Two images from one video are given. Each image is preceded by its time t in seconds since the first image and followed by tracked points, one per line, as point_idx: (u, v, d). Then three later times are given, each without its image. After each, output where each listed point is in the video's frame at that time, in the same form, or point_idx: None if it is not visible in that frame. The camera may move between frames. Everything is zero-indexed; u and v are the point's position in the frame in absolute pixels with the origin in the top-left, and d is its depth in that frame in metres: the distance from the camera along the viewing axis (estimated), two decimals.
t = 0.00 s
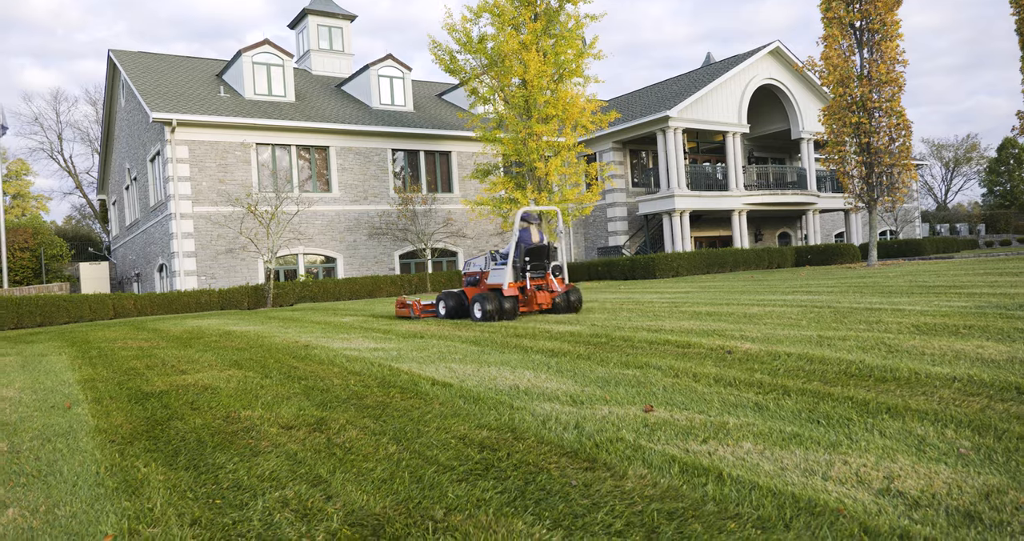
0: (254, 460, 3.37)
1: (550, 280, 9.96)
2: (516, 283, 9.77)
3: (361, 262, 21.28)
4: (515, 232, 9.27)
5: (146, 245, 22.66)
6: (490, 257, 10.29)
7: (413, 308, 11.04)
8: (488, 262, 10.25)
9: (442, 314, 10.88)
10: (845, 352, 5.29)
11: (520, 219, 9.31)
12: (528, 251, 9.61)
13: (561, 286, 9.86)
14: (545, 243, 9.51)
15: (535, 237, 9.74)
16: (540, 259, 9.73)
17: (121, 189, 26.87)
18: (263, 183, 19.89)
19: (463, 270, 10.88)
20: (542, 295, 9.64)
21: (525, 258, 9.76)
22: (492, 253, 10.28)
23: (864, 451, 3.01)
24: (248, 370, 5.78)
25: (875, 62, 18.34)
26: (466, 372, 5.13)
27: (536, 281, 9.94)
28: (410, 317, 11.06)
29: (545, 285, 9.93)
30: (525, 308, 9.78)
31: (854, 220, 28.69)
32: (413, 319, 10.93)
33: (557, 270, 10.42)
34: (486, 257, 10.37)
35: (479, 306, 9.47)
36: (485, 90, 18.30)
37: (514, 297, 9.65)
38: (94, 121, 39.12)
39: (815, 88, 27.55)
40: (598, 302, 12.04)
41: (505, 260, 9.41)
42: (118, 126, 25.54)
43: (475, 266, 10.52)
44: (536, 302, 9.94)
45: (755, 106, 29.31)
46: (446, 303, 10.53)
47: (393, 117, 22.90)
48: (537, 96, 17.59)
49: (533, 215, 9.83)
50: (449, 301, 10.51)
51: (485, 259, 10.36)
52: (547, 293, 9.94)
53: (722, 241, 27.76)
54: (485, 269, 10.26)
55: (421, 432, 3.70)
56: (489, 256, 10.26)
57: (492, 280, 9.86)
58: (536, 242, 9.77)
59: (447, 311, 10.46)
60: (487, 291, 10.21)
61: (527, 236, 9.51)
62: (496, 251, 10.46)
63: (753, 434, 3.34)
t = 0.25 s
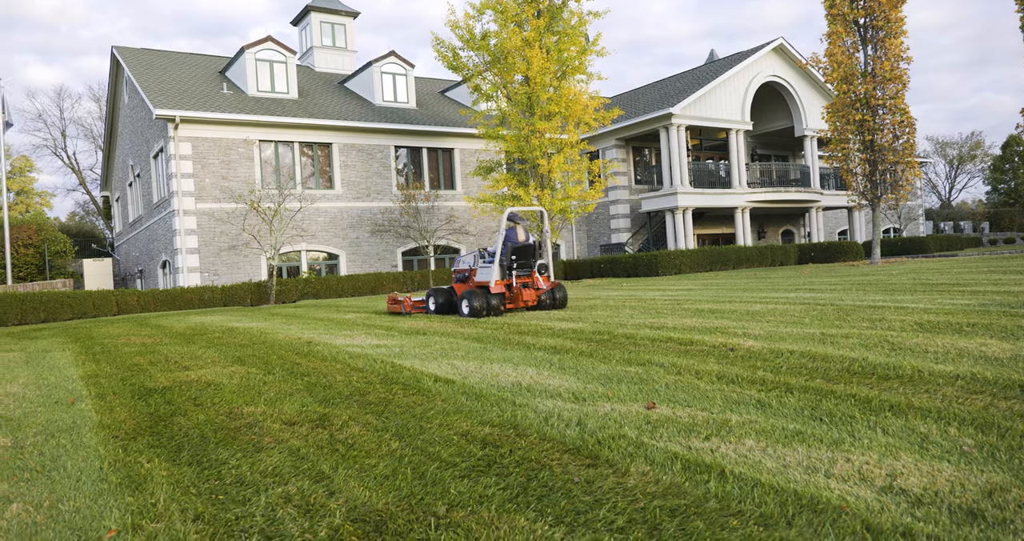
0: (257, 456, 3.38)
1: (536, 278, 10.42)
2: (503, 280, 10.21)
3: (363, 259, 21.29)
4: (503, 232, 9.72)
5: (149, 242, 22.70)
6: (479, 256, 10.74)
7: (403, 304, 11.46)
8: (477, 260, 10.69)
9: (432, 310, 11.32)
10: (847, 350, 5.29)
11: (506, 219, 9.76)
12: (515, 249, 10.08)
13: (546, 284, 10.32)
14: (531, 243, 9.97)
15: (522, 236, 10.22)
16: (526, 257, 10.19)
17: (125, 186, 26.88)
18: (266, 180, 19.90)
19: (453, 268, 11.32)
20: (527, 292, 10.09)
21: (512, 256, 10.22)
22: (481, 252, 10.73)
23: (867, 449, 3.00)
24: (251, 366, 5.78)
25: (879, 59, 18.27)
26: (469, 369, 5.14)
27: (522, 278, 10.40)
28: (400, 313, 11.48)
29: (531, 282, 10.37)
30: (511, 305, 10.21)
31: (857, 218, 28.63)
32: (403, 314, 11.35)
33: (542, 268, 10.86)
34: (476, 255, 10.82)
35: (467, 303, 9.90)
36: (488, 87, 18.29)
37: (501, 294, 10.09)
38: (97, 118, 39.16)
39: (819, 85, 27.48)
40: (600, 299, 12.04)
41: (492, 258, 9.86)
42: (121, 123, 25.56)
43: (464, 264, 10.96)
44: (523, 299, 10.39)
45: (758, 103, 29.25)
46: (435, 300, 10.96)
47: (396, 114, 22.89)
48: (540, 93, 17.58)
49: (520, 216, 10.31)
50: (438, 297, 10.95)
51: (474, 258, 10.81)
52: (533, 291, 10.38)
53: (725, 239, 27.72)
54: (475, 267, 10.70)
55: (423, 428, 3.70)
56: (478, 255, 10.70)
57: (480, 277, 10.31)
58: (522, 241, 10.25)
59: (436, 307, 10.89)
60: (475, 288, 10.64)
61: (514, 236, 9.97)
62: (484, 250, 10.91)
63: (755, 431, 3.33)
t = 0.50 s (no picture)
0: (261, 454, 3.35)
1: (523, 276, 10.84)
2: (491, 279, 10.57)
3: (365, 256, 21.26)
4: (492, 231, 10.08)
5: (150, 239, 22.69)
6: (468, 254, 11.10)
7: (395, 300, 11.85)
8: (468, 258, 11.05)
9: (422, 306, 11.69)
10: (852, 348, 5.25)
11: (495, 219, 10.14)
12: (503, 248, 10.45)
13: (533, 282, 10.67)
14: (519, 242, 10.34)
15: (509, 236, 10.72)
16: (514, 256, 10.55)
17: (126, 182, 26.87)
18: (268, 176, 19.87)
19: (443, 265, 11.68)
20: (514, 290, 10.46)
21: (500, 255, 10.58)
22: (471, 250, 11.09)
23: (876, 450, 2.97)
24: (253, 363, 5.76)
25: (883, 57, 18.18)
26: (473, 366, 5.11)
27: (509, 277, 10.84)
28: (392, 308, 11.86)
29: (518, 281, 10.72)
30: (498, 302, 10.60)
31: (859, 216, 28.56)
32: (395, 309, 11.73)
33: (528, 268, 11.31)
34: (466, 253, 11.18)
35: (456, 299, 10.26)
36: (490, 84, 18.23)
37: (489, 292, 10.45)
38: (99, 115, 39.15)
39: (822, 82, 27.41)
40: (602, 296, 11.99)
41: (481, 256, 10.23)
42: (123, 119, 25.54)
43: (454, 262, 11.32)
44: (510, 297, 10.74)
45: (761, 100, 29.17)
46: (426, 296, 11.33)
47: (398, 110, 22.84)
48: (542, 89, 17.51)
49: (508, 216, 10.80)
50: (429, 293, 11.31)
51: (465, 255, 11.17)
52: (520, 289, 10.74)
53: (727, 236, 27.67)
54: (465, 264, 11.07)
55: (428, 426, 3.67)
56: (469, 253, 11.06)
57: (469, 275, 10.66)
58: (510, 241, 10.75)
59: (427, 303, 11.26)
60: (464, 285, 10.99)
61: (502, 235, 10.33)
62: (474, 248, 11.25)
63: (762, 430, 3.30)
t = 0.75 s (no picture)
0: (268, 451, 3.28)
1: (514, 273, 10.95)
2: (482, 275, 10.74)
3: (369, 252, 21.20)
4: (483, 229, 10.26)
5: (154, 234, 22.64)
6: (461, 251, 11.29)
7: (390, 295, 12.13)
8: (460, 255, 11.23)
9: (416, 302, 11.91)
10: (868, 346, 5.16)
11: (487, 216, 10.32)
12: (495, 245, 10.64)
13: (524, 279, 10.84)
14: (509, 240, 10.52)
15: (501, 234, 10.73)
16: (505, 254, 10.72)
17: (130, 178, 26.85)
18: (272, 172, 19.81)
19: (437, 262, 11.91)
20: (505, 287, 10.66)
21: (491, 252, 10.77)
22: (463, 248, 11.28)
23: (900, 449, 2.88)
24: (258, 358, 5.69)
25: (891, 53, 18.07)
26: (482, 362, 5.04)
27: (500, 273, 10.97)
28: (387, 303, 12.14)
29: (509, 277, 10.90)
30: (489, 297, 10.76)
31: (864, 214, 28.42)
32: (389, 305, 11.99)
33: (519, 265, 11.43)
34: (459, 250, 11.36)
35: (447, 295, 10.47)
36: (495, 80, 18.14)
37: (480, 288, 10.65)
38: (102, 110, 39.09)
39: (828, 79, 27.25)
40: (608, 292, 11.91)
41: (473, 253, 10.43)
42: (126, 114, 25.50)
43: (447, 258, 11.53)
44: (501, 293, 10.93)
45: (766, 96, 29.01)
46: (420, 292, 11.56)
47: (401, 106, 22.74)
48: (547, 85, 17.41)
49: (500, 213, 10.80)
50: (423, 289, 11.54)
51: (457, 252, 11.36)
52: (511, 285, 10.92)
53: (732, 234, 27.54)
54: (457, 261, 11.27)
55: (439, 423, 3.60)
56: (461, 250, 11.24)
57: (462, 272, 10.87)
58: (502, 238, 10.75)
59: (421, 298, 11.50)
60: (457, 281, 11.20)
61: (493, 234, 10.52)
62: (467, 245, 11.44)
63: (783, 428, 3.22)
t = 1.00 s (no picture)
0: (284, 449, 3.16)
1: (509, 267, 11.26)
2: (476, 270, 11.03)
3: (373, 248, 21.05)
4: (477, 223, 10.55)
5: (157, 228, 22.55)
6: (457, 247, 11.57)
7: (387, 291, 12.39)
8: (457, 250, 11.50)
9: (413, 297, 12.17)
10: (894, 343, 5.03)
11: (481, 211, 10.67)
12: (489, 241, 10.97)
13: (518, 274, 11.12)
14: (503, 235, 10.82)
15: (496, 229, 11.06)
16: (499, 249, 11.03)
17: (133, 172, 26.75)
18: (276, 167, 19.70)
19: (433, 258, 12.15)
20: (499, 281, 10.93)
21: (486, 247, 11.07)
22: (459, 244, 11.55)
23: (946, 452, 2.75)
24: (268, 353, 5.58)
25: (902, 49, 17.89)
26: (498, 358, 4.92)
27: (495, 268, 11.26)
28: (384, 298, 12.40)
29: (503, 272, 11.17)
30: (484, 292, 11.03)
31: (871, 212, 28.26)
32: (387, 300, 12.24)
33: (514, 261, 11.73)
34: (455, 246, 11.64)
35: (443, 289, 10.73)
36: (502, 74, 18.00)
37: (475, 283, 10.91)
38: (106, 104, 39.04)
39: (836, 76, 27.05)
40: (617, 288, 11.79)
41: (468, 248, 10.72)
42: (130, 108, 25.40)
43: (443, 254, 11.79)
44: (495, 287, 11.20)
45: (773, 94, 28.84)
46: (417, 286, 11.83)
47: (406, 101, 22.61)
48: (555, 80, 17.26)
49: (494, 210, 11.15)
50: (419, 284, 11.81)
51: (454, 248, 11.63)
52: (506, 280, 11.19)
53: (737, 231, 27.38)
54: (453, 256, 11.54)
55: (460, 421, 3.48)
56: (457, 245, 11.51)
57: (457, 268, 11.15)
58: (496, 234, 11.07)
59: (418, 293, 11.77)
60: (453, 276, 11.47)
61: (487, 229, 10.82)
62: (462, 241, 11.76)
63: (819, 429, 3.09)
